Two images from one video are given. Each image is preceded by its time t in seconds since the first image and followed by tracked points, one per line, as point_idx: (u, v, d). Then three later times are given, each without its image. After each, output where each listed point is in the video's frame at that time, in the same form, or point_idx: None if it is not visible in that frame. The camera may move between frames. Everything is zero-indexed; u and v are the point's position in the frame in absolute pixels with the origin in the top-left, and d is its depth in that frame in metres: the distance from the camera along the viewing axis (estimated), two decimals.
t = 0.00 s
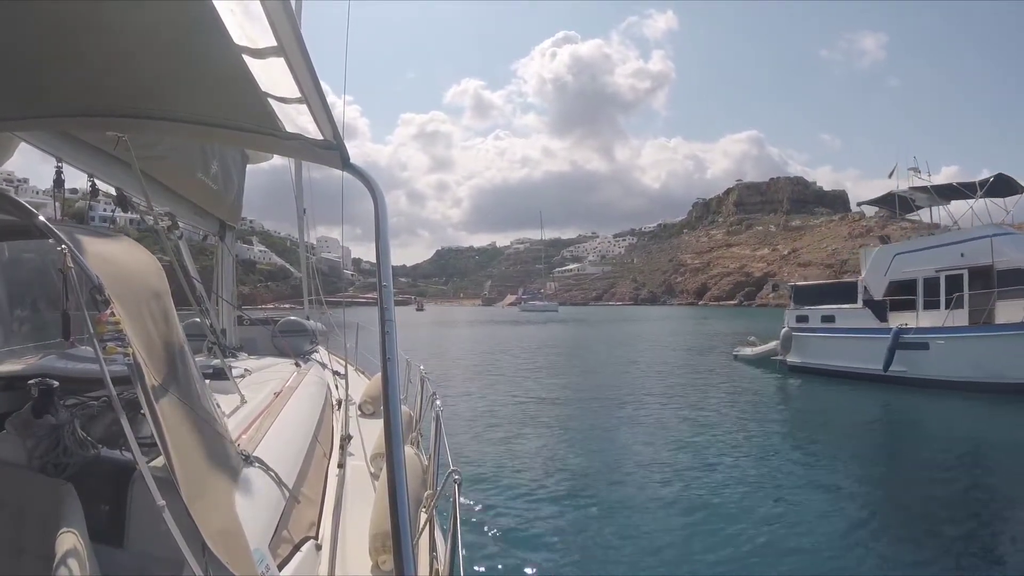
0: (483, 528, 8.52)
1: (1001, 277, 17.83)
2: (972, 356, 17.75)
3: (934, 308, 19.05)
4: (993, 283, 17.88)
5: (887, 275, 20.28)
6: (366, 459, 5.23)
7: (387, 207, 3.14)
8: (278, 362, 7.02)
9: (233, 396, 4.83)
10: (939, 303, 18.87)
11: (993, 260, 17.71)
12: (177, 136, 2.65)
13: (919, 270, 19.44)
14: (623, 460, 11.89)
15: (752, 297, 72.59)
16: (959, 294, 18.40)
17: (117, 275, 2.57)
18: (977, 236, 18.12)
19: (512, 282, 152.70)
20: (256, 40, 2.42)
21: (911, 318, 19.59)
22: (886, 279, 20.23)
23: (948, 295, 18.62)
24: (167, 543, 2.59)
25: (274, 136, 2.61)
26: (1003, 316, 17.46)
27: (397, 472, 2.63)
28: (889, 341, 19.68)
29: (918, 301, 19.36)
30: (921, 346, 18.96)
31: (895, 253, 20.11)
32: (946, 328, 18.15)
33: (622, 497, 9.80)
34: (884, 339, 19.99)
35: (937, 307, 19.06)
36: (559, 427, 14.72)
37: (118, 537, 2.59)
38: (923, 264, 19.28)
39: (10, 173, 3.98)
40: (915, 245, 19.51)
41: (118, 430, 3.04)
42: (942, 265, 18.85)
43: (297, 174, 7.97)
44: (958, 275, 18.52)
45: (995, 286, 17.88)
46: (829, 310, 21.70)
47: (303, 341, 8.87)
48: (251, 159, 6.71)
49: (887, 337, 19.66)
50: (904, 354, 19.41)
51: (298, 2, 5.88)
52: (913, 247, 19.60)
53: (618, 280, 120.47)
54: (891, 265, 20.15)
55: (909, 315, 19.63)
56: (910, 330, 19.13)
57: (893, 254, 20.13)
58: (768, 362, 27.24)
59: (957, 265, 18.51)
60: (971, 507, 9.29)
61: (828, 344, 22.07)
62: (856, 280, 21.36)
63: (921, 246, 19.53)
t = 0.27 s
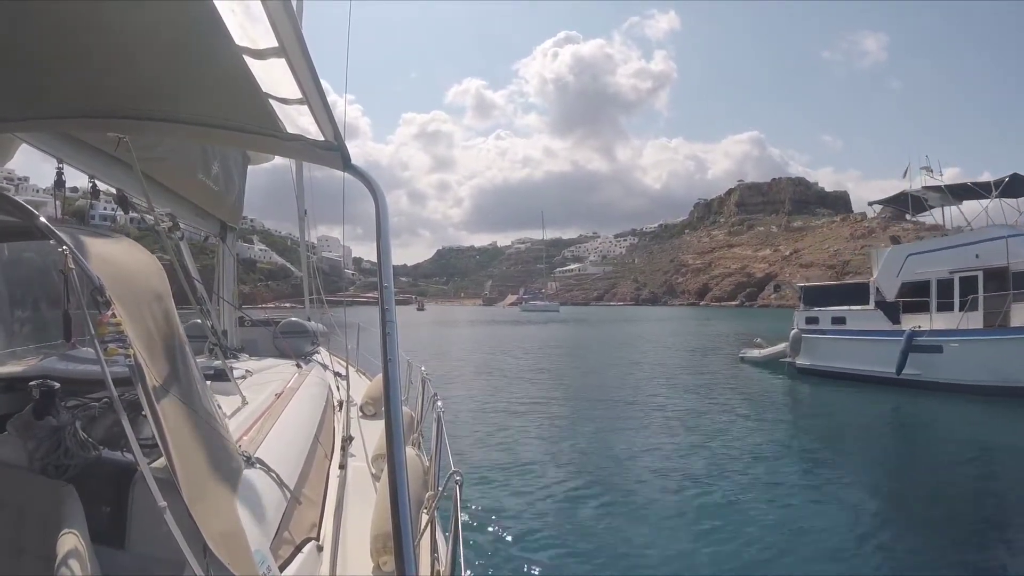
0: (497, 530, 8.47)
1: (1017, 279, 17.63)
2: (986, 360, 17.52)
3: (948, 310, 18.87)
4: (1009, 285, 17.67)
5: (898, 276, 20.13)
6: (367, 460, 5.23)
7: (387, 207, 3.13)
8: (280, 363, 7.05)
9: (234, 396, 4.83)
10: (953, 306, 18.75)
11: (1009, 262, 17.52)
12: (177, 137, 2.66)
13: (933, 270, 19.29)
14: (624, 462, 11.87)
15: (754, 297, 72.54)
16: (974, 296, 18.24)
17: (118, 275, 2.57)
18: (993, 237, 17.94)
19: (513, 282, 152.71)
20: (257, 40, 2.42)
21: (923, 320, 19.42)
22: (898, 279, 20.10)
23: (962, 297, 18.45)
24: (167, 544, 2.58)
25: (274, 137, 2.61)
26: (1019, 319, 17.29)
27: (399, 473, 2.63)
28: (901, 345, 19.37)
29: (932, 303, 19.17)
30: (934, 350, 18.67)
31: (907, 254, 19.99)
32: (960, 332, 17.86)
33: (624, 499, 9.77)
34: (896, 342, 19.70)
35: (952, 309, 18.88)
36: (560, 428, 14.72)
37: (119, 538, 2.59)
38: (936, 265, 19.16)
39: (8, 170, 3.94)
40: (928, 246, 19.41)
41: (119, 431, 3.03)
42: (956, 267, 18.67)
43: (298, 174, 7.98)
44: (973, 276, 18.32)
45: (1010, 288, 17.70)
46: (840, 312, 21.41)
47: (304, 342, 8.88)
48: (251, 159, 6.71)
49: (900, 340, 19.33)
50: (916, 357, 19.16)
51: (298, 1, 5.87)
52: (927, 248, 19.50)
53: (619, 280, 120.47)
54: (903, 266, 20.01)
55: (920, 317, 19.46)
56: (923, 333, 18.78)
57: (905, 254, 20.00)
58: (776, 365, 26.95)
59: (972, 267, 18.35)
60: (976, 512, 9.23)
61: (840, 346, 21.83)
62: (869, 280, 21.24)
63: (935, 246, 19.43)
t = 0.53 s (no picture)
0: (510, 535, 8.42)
1: None
2: (1001, 363, 17.28)
3: (963, 312, 18.51)
4: None
5: (912, 277, 19.86)
6: (368, 460, 5.23)
7: (388, 208, 3.13)
8: (281, 364, 7.05)
9: (236, 397, 4.84)
10: (968, 307, 18.36)
11: None
12: (179, 137, 2.67)
13: (947, 271, 18.94)
14: (625, 464, 11.86)
15: (755, 298, 72.54)
16: (988, 298, 17.70)
17: (120, 275, 2.57)
18: (1008, 237, 17.34)
19: (514, 282, 152.71)
20: (258, 41, 2.37)
21: (936, 322, 18.95)
22: (912, 280, 19.83)
23: (977, 298, 18.03)
24: (168, 544, 2.58)
25: (276, 138, 2.62)
26: None
27: (401, 476, 2.61)
28: (915, 347, 19.08)
29: (945, 304, 18.91)
30: (948, 352, 18.42)
31: (921, 254, 19.68)
32: (975, 334, 17.58)
33: (626, 502, 9.74)
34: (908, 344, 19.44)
35: (966, 311, 18.57)
36: (560, 429, 14.72)
37: (121, 539, 2.59)
38: (951, 266, 18.77)
39: (5, 167, 3.82)
40: (941, 246, 19.06)
41: (120, 431, 3.04)
42: (970, 267, 18.20)
43: (300, 175, 7.99)
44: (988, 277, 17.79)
45: None
46: (851, 312, 21.13)
47: (305, 343, 8.90)
48: (253, 161, 6.72)
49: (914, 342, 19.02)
50: (929, 359, 18.89)
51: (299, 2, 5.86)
52: (940, 249, 19.11)
53: (620, 280, 120.47)
54: (916, 267, 19.73)
55: (933, 319, 19.02)
56: (937, 335, 18.50)
57: (920, 254, 19.71)
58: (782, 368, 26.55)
59: (986, 267, 17.82)
60: (980, 517, 9.17)
61: (849, 349, 21.38)
62: (884, 281, 20.99)
63: (950, 247, 19.01)
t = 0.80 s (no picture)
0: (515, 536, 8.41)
1: None
2: (1015, 364, 17.14)
3: (976, 312, 18.24)
4: None
5: (923, 276, 19.57)
6: (370, 461, 5.23)
7: (390, 208, 3.12)
8: (282, 364, 7.05)
9: (237, 397, 4.85)
10: (981, 307, 18.08)
11: None
12: (180, 137, 2.67)
13: (960, 270, 18.70)
14: (626, 465, 11.87)
15: (755, 297, 72.54)
16: (1001, 298, 17.51)
17: (121, 276, 2.56)
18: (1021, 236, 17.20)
19: (514, 281, 152.72)
20: (259, 41, 2.37)
21: (950, 322, 18.69)
22: (923, 279, 19.54)
23: (990, 298, 17.81)
24: (170, 545, 2.58)
25: (277, 138, 2.62)
26: None
27: (402, 477, 2.61)
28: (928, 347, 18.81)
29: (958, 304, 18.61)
30: (961, 353, 18.18)
31: (932, 253, 19.46)
32: (989, 335, 17.31)
33: (628, 505, 9.71)
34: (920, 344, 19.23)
35: (980, 311, 18.26)
36: (561, 430, 14.72)
37: (122, 539, 2.58)
38: (962, 265, 18.60)
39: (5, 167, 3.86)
40: (952, 245, 18.88)
41: (122, 432, 3.04)
42: (983, 267, 18.02)
43: (301, 176, 7.99)
44: (1001, 276, 17.62)
45: None
46: (860, 311, 20.77)
47: (307, 343, 8.90)
48: (254, 161, 6.72)
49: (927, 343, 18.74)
50: (942, 360, 18.67)
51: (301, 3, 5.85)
52: (952, 248, 18.95)
53: (620, 279, 120.46)
54: (928, 265, 19.47)
55: (947, 319, 18.75)
56: (950, 335, 18.21)
57: (933, 252, 19.46)
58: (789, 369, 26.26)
59: (999, 266, 17.61)
60: (983, 520, 9.14)
61: (861, 348, 21.15)
62: (894, 280, 20.64)
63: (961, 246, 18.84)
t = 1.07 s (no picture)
0: (517, 536, 8.43)
1: None
2: None
3: (990, 312, 18.06)
4: None
5: (935, 275, 19.48)
6: (372, 460, 5.22)
7: (391, 208, 3.12)
8: (283, 364, 7.06)
9: (239, 397, 4.85)
10: (996, 307, 17.88)
11: None
12: (181, 136, 2.67)
13: (972, 269, 18.59)
14: (627, 465, 11.87)
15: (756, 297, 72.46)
16: (1016, 297, 17.31)
17: (123, 275, 2.56)
18: None
19: (514, 280, 152.66)
20: (259, 40, 2.37)
21: (964, 322, 18.48)
22: (936, 278, 19.44)
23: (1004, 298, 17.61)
24: (171, 545, 2.58)
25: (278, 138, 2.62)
26: None
27: (403, 477, 2.60)
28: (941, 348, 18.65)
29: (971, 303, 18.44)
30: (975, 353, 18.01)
31: (945, 252, 19.36)
32: (1004, 335, 17.12)
33: (631, 507, 9.68)
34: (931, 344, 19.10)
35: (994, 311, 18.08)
36: (562, 429, 14.72)
37: (124, 539, 2.58)
38: (976, 263, 18.48)
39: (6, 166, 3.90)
40: (965, 244, 18.79)
41: (123, 431, 3.04)
42: (996, 265, 17.90)
43: (302, 176, 7.98)
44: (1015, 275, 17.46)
45: None
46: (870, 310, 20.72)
47: (309, 342, 8.90)
48: (255, 160, 6.72)
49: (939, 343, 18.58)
50: (955, 360, 18.52)
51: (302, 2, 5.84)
52: (965, 247, 18.85)
53: (621, 278, 120.40)
54: (940, 264, 19.37)
55: (962, 319, 18.54)
56: (964, 335, 18.03)
57: (944, 251, 19.37)
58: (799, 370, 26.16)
59: (1013, 265, 17.48)
60: (985, 522, 9.15)
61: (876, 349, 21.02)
62: (907, 281, 20.59)
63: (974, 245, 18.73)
